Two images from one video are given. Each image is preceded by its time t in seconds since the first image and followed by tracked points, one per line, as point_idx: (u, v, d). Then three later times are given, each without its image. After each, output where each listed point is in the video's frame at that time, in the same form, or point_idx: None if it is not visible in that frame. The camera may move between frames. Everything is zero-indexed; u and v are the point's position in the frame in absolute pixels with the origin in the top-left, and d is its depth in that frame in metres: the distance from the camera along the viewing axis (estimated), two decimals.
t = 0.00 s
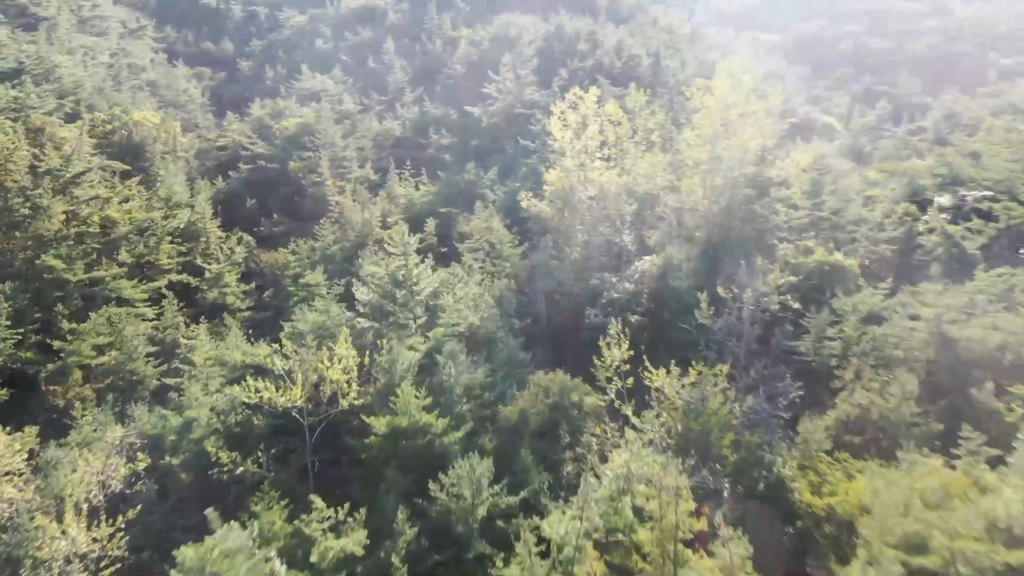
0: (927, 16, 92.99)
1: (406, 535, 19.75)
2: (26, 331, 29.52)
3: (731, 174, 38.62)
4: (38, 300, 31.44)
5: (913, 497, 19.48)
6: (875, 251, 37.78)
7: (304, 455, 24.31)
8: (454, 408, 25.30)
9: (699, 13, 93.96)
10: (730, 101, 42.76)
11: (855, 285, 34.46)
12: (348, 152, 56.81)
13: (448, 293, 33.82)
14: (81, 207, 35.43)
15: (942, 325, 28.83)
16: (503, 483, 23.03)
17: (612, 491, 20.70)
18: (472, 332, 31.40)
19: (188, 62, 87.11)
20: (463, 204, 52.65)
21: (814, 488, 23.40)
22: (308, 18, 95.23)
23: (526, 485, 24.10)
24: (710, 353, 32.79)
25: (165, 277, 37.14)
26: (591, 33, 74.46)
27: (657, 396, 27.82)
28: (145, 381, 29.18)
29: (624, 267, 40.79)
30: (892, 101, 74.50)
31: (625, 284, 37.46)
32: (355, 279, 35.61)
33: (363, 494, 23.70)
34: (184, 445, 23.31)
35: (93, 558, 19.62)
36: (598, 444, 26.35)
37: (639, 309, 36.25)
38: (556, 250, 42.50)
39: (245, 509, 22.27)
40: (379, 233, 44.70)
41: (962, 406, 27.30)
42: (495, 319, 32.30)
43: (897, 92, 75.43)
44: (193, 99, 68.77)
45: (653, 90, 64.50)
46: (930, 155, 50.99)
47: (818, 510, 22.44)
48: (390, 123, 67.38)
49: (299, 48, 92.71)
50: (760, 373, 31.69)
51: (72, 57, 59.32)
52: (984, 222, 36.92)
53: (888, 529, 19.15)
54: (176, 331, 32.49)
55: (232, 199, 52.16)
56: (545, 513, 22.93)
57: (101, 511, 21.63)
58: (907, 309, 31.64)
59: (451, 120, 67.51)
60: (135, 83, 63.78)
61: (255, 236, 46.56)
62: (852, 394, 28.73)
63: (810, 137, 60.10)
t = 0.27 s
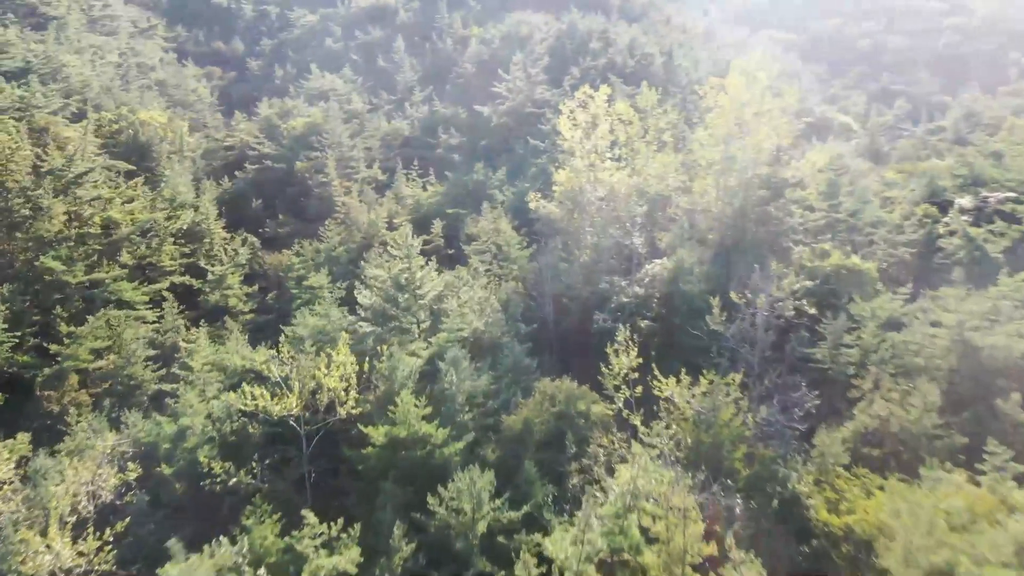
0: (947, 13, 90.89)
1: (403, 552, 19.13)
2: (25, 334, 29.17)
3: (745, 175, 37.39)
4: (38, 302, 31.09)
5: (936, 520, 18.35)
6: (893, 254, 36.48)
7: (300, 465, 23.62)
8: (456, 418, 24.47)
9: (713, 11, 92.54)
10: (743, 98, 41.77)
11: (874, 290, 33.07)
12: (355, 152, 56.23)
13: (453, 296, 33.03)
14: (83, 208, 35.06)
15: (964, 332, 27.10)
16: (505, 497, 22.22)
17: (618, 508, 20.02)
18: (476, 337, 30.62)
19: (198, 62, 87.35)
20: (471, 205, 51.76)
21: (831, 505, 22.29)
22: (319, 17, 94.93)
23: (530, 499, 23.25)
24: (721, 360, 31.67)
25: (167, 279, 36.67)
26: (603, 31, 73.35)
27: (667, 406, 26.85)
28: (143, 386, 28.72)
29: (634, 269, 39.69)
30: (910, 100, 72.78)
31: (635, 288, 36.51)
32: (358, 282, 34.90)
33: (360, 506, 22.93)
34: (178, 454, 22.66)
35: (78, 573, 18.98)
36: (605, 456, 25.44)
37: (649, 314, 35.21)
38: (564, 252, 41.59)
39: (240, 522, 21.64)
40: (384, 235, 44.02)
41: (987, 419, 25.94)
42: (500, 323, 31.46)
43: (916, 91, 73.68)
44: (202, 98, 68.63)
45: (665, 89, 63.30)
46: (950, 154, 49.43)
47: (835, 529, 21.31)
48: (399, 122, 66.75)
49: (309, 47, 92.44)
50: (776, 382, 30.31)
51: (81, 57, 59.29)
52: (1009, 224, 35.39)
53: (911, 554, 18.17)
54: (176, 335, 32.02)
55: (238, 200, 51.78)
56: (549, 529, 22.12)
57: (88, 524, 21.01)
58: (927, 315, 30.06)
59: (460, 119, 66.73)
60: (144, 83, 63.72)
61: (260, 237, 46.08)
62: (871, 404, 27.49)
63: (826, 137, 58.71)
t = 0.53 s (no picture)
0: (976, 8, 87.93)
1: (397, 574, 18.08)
2: (22, 338, 28.71)
3: (761, 176, 35.65)
4: (36, 306, 30.59)
5: (970, 550, 16.83)
6: (917, 258, 34.78)
7: (295, 478, 22.74)
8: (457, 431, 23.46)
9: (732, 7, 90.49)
10: (768, 90, 39.02)
11: (899, 297, 31.41)
12: (364, 152, 55.45)
13: (458, 301, 31.99)
14: (84, 209, 34.49)
15: (995, 343, 25.32)
16: (507, 517, 21.13)
17: (624, 532, 19.08)
18: (482, 344, 29.78)
19: (210, 62, 87.59)
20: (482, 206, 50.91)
21: (854, 529, 20.88)
22: (332, 15, 94.37)
23: (534, 518, 22.17)
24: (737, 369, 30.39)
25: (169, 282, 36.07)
26: (618, 29, 71.89)
27: (679, 418, 25.78)
28: (140, 393, 28.05)
29: (646, 275, 39.93)
30: (935, 98, 70.48)
31: (647, 293, 35.29)
32: (362, 285, 33.96)
33: (356, 524, 21.97)
34: (169, 467, 21.93)
35: None
36: (613, 471, 24.27)
37: (661, 321, 33.95)
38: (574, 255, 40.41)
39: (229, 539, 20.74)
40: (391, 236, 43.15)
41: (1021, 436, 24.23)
42: (506, 330, 30.38)
43: (941, 89, 71.31)
44: (213, 98, 68.39)
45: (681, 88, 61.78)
46: (979, 155, 47.38)
47: (858, 556, 19.86)
48: (410, 121, 65.88)
49: (322, 46, 92.07)
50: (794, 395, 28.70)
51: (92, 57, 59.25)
52: None
53: None
54: (176, 339, 31.36)
55: (245, 200, 51.21)
56: (554, 552, 21.04)
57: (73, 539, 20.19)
58: (955, 323, 28.21)
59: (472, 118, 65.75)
60: (155, 82, 63.60)
61: (267, 239, 45.42)
62: (896, 419, 25.93)
63: (847, 138, 56.99)
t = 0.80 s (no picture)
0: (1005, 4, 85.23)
1: None
2: (17, 343, 28.24)
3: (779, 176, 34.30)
4: (34, 310, 30.06)
5: None
6: (942, 262, 33.17)
7: (289, 492, 21.81)
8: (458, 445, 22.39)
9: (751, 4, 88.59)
10: (787, 82, 37.17)
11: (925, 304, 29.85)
12: (372, 151, 54.62)
13: (464, 307, 30.93)
14: (85, 210, 33.96)
15: None
16: (508, 539, 19.97)
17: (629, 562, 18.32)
18: (487, 352, 28.70)
19: (223, 61, 87.76)
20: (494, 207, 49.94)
21: (878, 556, 19.46)
22: (345, 14, 93.95)
23: (538, 540, 21.03)
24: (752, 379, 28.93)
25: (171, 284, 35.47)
26: (634, 26, 70.43)
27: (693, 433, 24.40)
28: (135, 400, 27.38)
29: (659, 280, 38.91)
30: (960, 97, 68.22)
31: (660, 299, 33.99)
32: (366, 288, 33.01)
33: (351, 542, 20.98)
34: (159, 479, 21.18)
35: None
36: (622, 488, 23.04)
37: (674, 329, 32.58)
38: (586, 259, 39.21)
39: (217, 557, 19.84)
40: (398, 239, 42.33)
41: None
42: (513, 337, 29.25)
43: (967, 87, 68.97)
44: (224, 97, 68.19)
45: (698, 86, 60.25)
46: (1008, 155, 45.40)
47: None
48: (422, 121, 64.98)
49: (335, 46, 91.59)
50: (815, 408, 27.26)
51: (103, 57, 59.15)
52: None
53: None
54: (175, 344, 30.63)
55: (253, 201, 50.51)
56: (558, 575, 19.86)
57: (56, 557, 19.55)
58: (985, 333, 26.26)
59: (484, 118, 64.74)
60: (166, 81, 63.49)
61: (273, 240, 44.70)
62: (924, 434, 24.33)
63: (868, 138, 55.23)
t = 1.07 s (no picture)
0: None
1: None
2: (14, 346, 28.02)
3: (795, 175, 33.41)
4: (31, 313, 29.75)
5: None
6: (965, 265, 31.66)
7: (282, 505, 20.96)
8: (457, 457, 21.53)
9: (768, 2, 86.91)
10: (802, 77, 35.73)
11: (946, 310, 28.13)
12: (379, 151, 53.91)
13: (468, 312, 30.06)
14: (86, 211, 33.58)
15: None
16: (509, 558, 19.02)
17: None
18: (491, 358, 27.81)
19: (232, 61, 87.94)
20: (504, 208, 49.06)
21: None
22: (356, 13, 93.56)
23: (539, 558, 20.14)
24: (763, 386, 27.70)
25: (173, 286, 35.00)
26: (647, 24, 69.16)
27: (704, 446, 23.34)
28: (132, 405, 26.68)
29: (670, 284, 37.87)
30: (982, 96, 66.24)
31: (671, 303, 32.86)
32: (369, 292, 32.18)
33: (346, 558, 20.19)
34: (149, 490, 20.62)
35: None
36: (629, 503, 22.02)
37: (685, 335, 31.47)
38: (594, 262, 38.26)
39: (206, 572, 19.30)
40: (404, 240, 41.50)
41: None
42: (518, 342, 28.32)
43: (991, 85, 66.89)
44: (233, 97, 68.04)
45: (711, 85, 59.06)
46: None
47: None
48: (430, 120, 64.20)
49: (345, 45, 91.26)
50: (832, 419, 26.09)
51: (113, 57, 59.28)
52: None
53: None
54: (174, 348, 30.11)
55: (258, 201, 49.86)
56: None
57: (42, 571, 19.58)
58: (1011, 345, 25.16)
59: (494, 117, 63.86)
60: (175, 81, 63.45)
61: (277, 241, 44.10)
62: (947, 449, 22.92)
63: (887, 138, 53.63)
